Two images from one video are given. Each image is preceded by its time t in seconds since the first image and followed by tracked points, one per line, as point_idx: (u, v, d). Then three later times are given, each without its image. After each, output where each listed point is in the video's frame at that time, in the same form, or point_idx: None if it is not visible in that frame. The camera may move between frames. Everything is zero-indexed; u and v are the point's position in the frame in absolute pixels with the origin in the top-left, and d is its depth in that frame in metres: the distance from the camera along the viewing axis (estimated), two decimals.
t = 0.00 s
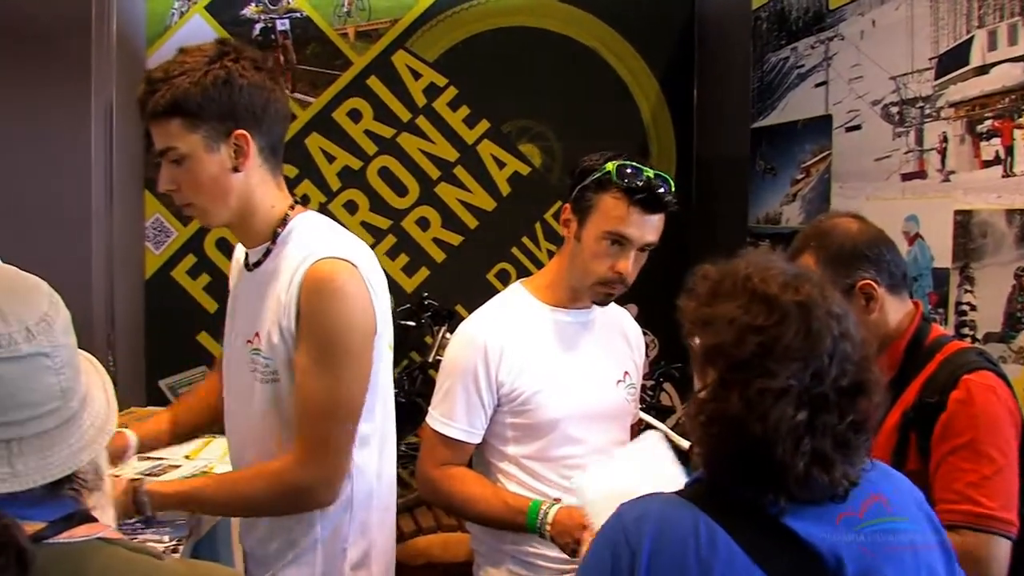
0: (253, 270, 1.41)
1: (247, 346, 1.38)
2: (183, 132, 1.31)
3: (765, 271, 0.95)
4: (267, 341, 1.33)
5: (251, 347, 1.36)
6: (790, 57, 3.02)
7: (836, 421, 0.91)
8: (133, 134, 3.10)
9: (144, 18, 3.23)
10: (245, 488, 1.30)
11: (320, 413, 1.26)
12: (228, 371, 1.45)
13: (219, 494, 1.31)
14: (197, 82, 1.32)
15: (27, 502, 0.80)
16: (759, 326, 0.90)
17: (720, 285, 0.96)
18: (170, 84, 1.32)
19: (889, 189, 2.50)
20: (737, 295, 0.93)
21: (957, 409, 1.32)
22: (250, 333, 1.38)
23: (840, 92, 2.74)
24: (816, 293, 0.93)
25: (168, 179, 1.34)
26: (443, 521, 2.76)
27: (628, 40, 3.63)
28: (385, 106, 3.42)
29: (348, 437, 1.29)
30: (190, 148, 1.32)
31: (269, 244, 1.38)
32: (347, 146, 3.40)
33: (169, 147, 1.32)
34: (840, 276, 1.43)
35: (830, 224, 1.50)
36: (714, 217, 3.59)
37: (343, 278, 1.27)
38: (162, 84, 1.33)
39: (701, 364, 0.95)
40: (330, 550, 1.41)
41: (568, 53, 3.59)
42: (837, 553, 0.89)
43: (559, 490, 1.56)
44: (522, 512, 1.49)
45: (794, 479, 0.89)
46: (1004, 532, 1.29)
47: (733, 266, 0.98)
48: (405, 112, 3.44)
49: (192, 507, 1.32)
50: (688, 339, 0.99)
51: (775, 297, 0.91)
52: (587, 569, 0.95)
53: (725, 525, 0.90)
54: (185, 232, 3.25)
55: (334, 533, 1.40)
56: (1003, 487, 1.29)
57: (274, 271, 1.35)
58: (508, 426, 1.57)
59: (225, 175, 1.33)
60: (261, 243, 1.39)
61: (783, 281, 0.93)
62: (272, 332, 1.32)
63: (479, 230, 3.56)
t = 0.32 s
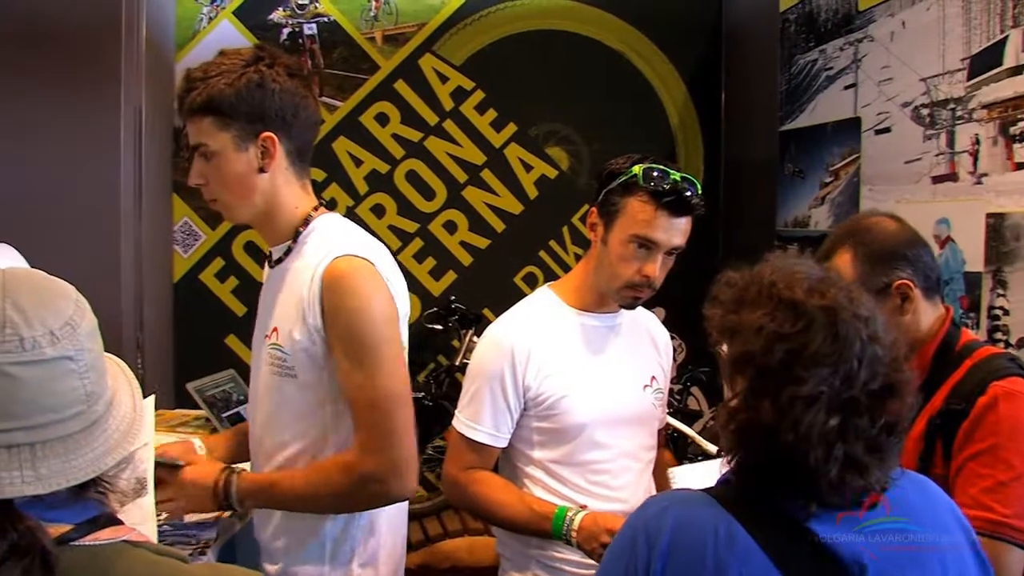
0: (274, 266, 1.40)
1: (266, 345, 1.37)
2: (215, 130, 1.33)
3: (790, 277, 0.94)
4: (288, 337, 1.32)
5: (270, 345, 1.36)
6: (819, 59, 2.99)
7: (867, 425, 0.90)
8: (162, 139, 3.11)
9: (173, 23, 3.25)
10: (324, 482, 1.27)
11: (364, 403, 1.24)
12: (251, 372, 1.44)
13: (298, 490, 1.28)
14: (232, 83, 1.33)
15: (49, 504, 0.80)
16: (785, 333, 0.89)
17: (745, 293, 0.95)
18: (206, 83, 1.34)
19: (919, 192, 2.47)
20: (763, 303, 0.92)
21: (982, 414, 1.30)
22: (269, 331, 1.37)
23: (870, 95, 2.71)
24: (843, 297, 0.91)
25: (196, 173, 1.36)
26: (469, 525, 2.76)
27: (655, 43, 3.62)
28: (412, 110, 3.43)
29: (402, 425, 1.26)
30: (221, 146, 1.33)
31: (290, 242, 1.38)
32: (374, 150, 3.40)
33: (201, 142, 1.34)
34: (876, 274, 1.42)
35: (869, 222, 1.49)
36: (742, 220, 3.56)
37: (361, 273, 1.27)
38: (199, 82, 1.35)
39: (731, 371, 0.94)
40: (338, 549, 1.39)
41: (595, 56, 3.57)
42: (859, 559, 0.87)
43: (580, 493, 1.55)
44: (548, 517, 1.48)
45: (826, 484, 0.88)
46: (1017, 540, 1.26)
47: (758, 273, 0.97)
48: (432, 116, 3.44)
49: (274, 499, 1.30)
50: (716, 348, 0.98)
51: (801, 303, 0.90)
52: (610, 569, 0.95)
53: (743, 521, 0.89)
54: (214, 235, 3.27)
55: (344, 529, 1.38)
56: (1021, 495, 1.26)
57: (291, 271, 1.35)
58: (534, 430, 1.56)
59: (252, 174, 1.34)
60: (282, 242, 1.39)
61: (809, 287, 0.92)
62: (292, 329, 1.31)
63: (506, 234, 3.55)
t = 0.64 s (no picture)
0: (303, 268, 1.40)
1: (298, 346, 1.37)
2: (246, 131, 1.33)
3: (800, 280, 0.93)
4: (325, 337, 1.32)
5: (302, 345, 1.35)
6: (847, 58, 2.96)
7: (890, 423, 0.89)
8: (189, 142, 3.14)
9: (201, 27, 3.27)
10: (372, 485, 1.25)
11: (410, 395, 1.24)
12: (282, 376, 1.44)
13: (342, 500, 1.26)
14: (263, 85, 1.33)
15: (79, 504, 0.79)
16: (799, 337, 0.88)
17: (757, 299, 0.94)
18: (236, 85, 1.34)
19: (950, 191, 2.44)
20: (775, 308, 0.91)
21: (1006, 415, 1.28)
22: (300, 333, 1.37)
23: (899, 93, 2.69)
24: (855, 297, 0.90)
25: (225, 175, 1.35)
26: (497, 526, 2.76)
27: (681, 43, 3.59)
28: (439, 112, 3.43)
29: (446, 417, 1.26)
30: (251, 147, 1.33)
31: (322, 242, 1.38)
32: (402, 152, 3.41)
33: (230, 144, 1.34)
34: (907, 272, 1.40)
35: (899, 220, 1.47)
36: (770, 218, 3.53)
37: (401, 270, 1.27)
38: (228, 84, 1.35)
39: (747, 378, 0.93)
40: (369, 548, 1.39)
41: (621, 57, 3.56)
42: (883, 562, 0.88)
43: (608, 495, 1.54)
44: (576, 519, 1.48)
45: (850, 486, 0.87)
46: None
47: (770, 277, 0.96)
48: (459, 117, 3.45)
49: (315, 508, 1.27)
50: (732, 356, 0.97)
51: (814, 307, 0.89)
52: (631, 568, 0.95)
53: (764, 521, 0.89)
54: (241, 237, 3.29)
55: (372, 528, 1.39)
56: None
57: (324, 272, 1.35)
58: (563, 430, 1.56)
59: (283, 176, 1.34)
60: (314, 242, 1.39)
61: (819, 288, 0.91)
62: (329, 329, 1.31)
63: (534, 235, 3.55)
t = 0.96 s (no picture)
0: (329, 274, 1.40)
1: (331, 352, 1.36)
2: (277, 135, 1.32)
3: (822, 281, 0.91)
4: (363, 343, 1.31)
5: (336, 352, 1.34)
6: (876, 58, 2.92)
7: (913, 425, 0.88)
8: (220, 148, 3.16)
9: (229, 33, 3.33)
10: (416, 486, 1.25)
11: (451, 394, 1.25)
12: (309, 384, 1.42)
13: (383, 500, 1.25)
14: (293, 88, 1.33)
15: (111, 507, 0.79)
16: (820, 337, 0.87)
17: (777, 301, 0.93)
18: (265, 88, 1.33)
19: (982, 192, 2.42)
20: (795, 309, 0.90)
21: None
22: (331, 340, 1.36)
23: (930, 93, 2.66)
24: (877, 297, 0.89)
25: (252, 180, 1.35)
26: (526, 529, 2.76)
27: (708, 45, 3.57)
28: (466, 116, 3.45)
29: (489, 416, 1.26)
30: (281, 151, 1.33)
31: (350, 248, 1.38)
32: (431, 155, 3.44)
33: (259, 148, 1.33)
34: (943, 272, 1.38)
35: (934, 219, 1.46)
36: (798, 219, 3.50)
37: (439, 272, 1.28)
38: (255, 87, 1.34)
39: (768, 380, 0.92)
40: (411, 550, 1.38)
41: (649, 59, 3.54)
42: (912, 568, 0.86)
43: (640, 498, 1.53)
44: (607, 522, 1.47)
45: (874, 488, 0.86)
46: None
47: (791, 279, 0.95)
48: (486, 121, 3.46)
49: (354, 508, 1.27)
50: (753, 358, 0.96)
51: (835, 306, 0.88)
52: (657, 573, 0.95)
53: (790, 528, 0.88)
54: (270, 241, 3.31)
55: (412, 531, 1.38)
56: None
57: (356, 277, 1.35)
58: (593, 431, 1.55)
59: (313, 180, 1.34)
60: (342, 247, 1.38)
61: (841, 288, 0.90)
62: (365, 333, 1.31)
63: (562, 238, 3.54)
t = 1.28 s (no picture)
0: (346, 287, 1.38)
1: (365, 363, 1.34)
2: (282, 143, 1.30)
3: (850, 286, 0.91)
4: (405, 350, 1.31)
5: (372, 363, 1.33)
6: (908, 60, 2.89)
7: (939, 435, 0.87)
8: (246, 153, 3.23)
9: (261, 38, 3.52)
10: (469, 485, 1.25)
11: (495, 392, 1.25)
12: (331, 395, 1.41)
13: (439, 500, 1.26)
14: (298, 96, 1.31)
15: (147, 508, 0.80)
16: (846, 343, 0.87)
17: (807, 303, 0.93)
18: (270, 97, 1.32)
19: (1017, 196, 2.38)
20: (823, 313, 0.90)
21: None
22: (363, 351, 1.34)
23: (963, 94, 2.62)
24: (906, 304, 0.88)
25: (260, 192, 1.34)
26: (553, 534, 2.76)
27: (738, 48, 3.54)
28: (496, 122, 3.51)
29: (535, 412, 1.27)
30: (287, 160, 1.31)
31: (371, 257, 1.36)
32: (458, 159, 3.51)
33: (266, 158, 1.31)
34: (983, 276, 1.37)
35: (974, 221, 1.45)
36: (826, 221, 3.46)
37: (471, 269, 1.28)
38: (260, 97, 1.33)
39: (792, 384, 0.92)
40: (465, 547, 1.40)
41: (678, 63, 3.53)
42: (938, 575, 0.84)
43: (673, 503, 1.53)
44: (636, 528, 1.46)
45: (898, 498, 0.86)
46: None
47: (821, 282, 0.94)
48: (515, 125, 3.51)
49: (411, 514, 1.27)
50: (780, 361, 0.96)
51: (863, 312, 0.87)
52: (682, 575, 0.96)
53: (816, 535, 0.88)
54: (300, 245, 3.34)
55: (466, 528, 1.40)
56: None
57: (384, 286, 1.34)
58: (624, 434, 1.55)
59: (321, 189, 1.33)
60: (362, 256, 1.37)
61: (870, 294, 0.89)
62: (404, 339, 1.31)
63: (591, 242, 3.55)
